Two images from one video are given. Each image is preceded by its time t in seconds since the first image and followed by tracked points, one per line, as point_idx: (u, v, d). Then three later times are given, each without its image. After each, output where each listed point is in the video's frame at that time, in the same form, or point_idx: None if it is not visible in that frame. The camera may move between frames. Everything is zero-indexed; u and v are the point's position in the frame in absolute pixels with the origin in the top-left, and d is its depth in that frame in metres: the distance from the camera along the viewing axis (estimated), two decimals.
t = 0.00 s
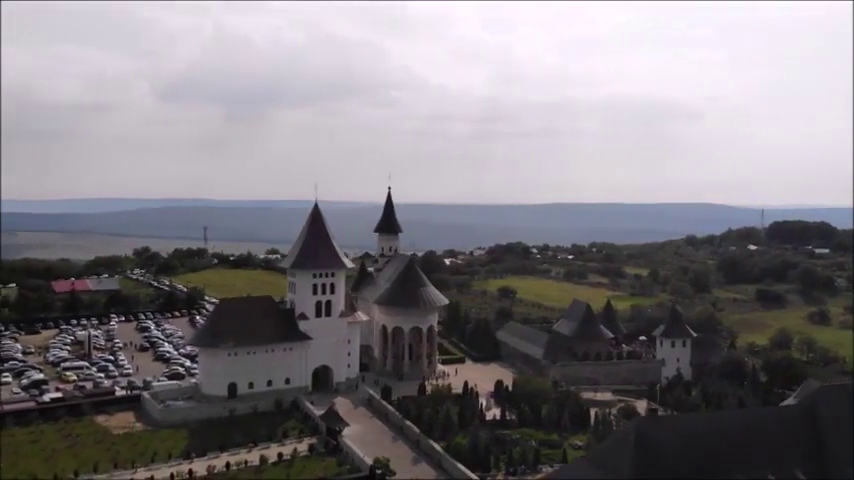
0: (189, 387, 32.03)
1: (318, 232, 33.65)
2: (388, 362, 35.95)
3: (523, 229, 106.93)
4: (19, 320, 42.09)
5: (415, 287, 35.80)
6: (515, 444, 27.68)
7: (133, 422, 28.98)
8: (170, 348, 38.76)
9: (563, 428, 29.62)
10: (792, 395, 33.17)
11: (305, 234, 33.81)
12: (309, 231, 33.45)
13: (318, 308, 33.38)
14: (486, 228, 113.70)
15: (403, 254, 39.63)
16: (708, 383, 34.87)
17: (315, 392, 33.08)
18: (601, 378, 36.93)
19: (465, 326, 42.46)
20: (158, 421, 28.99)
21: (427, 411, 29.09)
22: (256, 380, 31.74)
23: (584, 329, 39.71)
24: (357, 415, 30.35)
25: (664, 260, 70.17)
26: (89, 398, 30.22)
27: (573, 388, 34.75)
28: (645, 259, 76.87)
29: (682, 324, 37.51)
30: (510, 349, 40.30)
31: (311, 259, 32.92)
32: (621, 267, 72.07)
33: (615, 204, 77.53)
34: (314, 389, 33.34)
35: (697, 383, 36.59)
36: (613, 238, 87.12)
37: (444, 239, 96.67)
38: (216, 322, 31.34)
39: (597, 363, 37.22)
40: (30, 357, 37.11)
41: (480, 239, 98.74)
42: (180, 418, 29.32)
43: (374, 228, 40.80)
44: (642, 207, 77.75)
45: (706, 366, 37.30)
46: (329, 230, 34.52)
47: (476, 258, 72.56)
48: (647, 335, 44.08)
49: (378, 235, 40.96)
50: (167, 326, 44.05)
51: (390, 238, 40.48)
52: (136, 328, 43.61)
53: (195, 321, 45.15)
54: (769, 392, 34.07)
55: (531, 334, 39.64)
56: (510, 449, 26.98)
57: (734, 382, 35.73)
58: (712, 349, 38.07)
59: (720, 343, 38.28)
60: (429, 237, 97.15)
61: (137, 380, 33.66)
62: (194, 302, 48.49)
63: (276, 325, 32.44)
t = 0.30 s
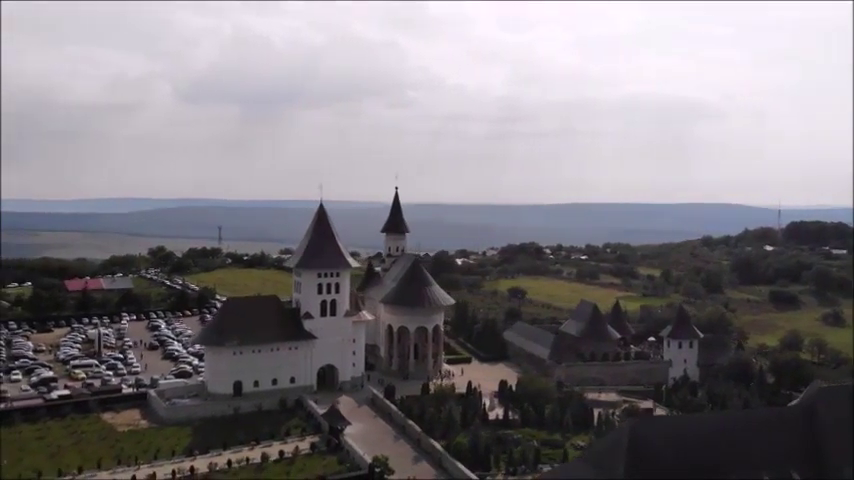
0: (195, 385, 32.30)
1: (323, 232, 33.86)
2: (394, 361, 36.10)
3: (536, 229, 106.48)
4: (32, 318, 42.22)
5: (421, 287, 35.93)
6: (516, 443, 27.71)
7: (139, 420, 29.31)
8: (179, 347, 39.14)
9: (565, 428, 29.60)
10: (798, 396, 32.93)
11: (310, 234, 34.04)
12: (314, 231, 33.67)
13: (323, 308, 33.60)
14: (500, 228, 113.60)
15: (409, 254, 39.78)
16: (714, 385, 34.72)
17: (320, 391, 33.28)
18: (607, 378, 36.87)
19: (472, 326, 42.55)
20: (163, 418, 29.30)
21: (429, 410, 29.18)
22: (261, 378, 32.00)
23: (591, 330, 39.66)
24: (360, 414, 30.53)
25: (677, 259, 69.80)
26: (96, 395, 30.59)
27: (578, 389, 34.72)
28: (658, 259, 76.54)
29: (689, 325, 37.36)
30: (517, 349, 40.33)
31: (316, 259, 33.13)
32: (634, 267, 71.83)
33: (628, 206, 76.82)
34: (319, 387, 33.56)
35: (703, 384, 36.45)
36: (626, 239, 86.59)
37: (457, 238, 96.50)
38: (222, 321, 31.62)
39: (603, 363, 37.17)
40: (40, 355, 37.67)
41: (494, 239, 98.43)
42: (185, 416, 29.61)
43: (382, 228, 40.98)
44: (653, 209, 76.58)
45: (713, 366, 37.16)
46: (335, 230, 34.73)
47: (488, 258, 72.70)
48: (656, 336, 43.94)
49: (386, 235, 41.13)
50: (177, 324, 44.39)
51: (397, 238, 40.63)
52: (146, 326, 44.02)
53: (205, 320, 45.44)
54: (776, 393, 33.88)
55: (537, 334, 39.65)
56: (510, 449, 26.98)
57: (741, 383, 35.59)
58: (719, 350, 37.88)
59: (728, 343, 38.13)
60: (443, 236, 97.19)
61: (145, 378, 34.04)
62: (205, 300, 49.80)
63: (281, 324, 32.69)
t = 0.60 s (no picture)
0: (201, 383, 32.55)
1: (328, 231, 34.02)
2: (400, 360, 36.23)
3: (549, 229, 105.82)
4: (45, 317, 43.30)
5: (426, 287, 36.04)
6: (517, 443, 27.75)
7: (144, 417, 29.64)
8: (188, 345, 39.42)
9: (568, 428, 29.62)
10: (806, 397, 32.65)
11: (315, 233, 34.21)
12: (319, 230, 33.84)
13: (327, 307, 33.78)
14: (515, 227, 113.45)
15: (416, 254, 39.86)
16: (721, 386, 34.52)
17: (324, 389, 33.48)
18: (612, 379, 36.77)
19: (479, 325, 42.59)
20: (169, 415, 29.64)
21: (431, 410, 29.28)
22: (266, 377, 32.24)
23: (599, 330, 39.55)
24: (363, 413, 30.68)
25: (690, 259, 69.45)
26: (102, 393, 30.92)
27: (582, 389, 34.67)
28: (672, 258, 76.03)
29: (696, 326, 37.17)
30: (522, 349, 40.37)
31: (321, 259, 33.31)
32: (647, 267, 71.50)
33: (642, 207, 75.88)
34: (324, 386, 33.76)
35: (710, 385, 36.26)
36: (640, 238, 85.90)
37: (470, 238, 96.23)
38: (227, 320, 31.86)
39: (609, 364, 37.08)
40: (51, 352, 38.11)
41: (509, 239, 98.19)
42: (190, 414, 29.93)
43: (389, 228, 41.09)
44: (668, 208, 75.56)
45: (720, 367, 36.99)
46: (340, 230, 34.87)
47: (501, 258, 72.80)
48: (664, 336, 43.77)
49: (393, 234, 41.23)
50: (186, 323, 44.66)
51: (404, 238, 40.74)
52: (156, 325, 44.41)
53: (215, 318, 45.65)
54: (782, 394, 33.66)
55: (543, 333, 39.63)
56: (511, 449, 27.01)
57: (748, 384, 35.40)
58: (726, 351, 37.74)
59: (736, 344, 37.90)
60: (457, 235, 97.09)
61: (152, 376, 34.36)
62: (216, 301, 48.80)
63: (286, 322, 32.91)
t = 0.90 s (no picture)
0: (207, 381, 32.83)
1: (332, 231, 34.21)
2: (405, 359, 36.38)
3: (563, 229, 105.42)
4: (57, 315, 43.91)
5: (431, 286, 36.15)
6: (518, 442, 27.79)
7: (150, 414, 29.98)
8: (196, 344, 39.78)
9: (570, 428, 29.63)
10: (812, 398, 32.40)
11: (320, 233, 34.40)
12: (324, 230, 34.04)
13: (332, 306, 33.98)
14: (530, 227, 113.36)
15: (422, 253, 39.99)
16: (727, 387, 34.37)
17: (329, 388, 33.69)
18: (618, 379, 36.71)
19: (486, 325, 42.68)
20: (174, 413, 29.96)
21: (433, 409, 29.38)
22: (271, 375, 32.49)
23: (606, 331, 39.48)
24: (366, 411, 30.83)
25: (704, 260, 69.15)
26: (109, 391, 31.29)
27: (587, 389, 34.65)
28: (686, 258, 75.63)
29: (703, 326, 37.00)
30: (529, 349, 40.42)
31: (325, 258, 33.51)
32: (661, 267, 71.19)
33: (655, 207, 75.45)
34: (329, 385, 33.97)
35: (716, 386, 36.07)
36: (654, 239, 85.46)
37: (483, 236, 96.07)
38: (233, 318, 32.12)
39: (614, 364, 37.01)
40: (61, 350, 38.62)
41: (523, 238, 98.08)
42: (195, 411, 30.23)
43: (396, 228, 41.23)
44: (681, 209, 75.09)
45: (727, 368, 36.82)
46: (345, 230, 35.06)
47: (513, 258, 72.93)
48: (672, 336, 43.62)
49: (400, 234, 41.37)
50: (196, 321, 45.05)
51: (411, 238, 40.88)
52: (166, 323, 44.84)
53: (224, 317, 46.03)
54: (789, 394, 33.44)
55: (548, 334, 39.63)
56: (512, 449, 27.03)
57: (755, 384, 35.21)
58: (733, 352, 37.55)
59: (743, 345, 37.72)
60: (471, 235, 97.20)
61: (159, 374, 34.71)
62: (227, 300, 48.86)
63: (291, 322, 33.14)
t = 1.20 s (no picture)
0: (212, 380, 33.06)
1: (338, 230, 34.40)
2: (411, 359, 36.50)
3: (578, 229, 105.22)
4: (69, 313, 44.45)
5: (436, 286, 36.25)
6: (519, 442, 27.83)
7: (156, 412, 30.28)
8: (205, 343, 40.09)
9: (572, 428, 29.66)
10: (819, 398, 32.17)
11: (325, 232, 34.59)
12: (329, 230, 34.25)
13: (337, 305, 34.17)
14: (546, 227, 113.18)
15: (428, 253, 40.08)
16: (733, 388, 34.22)
17: (334, 387, 33.87)
18: (624, 380, 36.61)
19: (494, 325, 42.78)
20: (179, 411, 30.26)
21: (435, 409, 29.49)
22: (276, 374, 32.71)
23: (612, 331, 39.40)
24: (369, 410, 30.98)
25: (718, 259, 68.73)
26: (116, 388, 31.64)
27: (591, 390, 34.62)
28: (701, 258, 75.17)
29: (710, 327, 36.80)
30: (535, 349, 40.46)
31: (330, 258, 33.71)
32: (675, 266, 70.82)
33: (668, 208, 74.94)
34: (334, 384, 34.16)
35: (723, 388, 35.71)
36: (668, 239, 85.03)
37: (496, 236, 95.96)
38: (238, 318, 32.37)
39: (620, 365, 36.93)
40: (72, 348, 39.10)
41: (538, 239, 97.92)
42: (200, 410, 30.50)
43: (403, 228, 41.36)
44: (694, 209, 74.44)
45: (734, 369, 36.64)
46: (350, 230, 35.25)
47: (525, 259, 72.95)
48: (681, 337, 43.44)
49: (407, 234, 41.51)
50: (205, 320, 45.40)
51: (417, 238, 41.00)
52: (177, 322, 45.25)
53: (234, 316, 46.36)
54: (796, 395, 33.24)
55: (554, 334, 39.62)
56: (513, 449, 27.05)
57: (762, 385, 34.98)
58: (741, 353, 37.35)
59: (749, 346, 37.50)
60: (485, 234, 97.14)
61: (166, 372, 35.03)
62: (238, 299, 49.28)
63: (296, 321, 33.38)
